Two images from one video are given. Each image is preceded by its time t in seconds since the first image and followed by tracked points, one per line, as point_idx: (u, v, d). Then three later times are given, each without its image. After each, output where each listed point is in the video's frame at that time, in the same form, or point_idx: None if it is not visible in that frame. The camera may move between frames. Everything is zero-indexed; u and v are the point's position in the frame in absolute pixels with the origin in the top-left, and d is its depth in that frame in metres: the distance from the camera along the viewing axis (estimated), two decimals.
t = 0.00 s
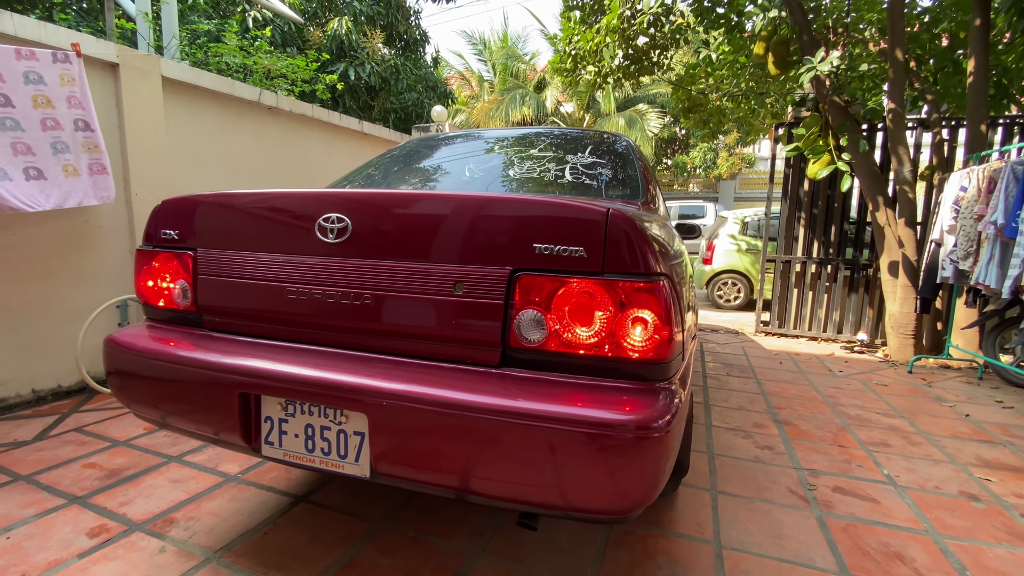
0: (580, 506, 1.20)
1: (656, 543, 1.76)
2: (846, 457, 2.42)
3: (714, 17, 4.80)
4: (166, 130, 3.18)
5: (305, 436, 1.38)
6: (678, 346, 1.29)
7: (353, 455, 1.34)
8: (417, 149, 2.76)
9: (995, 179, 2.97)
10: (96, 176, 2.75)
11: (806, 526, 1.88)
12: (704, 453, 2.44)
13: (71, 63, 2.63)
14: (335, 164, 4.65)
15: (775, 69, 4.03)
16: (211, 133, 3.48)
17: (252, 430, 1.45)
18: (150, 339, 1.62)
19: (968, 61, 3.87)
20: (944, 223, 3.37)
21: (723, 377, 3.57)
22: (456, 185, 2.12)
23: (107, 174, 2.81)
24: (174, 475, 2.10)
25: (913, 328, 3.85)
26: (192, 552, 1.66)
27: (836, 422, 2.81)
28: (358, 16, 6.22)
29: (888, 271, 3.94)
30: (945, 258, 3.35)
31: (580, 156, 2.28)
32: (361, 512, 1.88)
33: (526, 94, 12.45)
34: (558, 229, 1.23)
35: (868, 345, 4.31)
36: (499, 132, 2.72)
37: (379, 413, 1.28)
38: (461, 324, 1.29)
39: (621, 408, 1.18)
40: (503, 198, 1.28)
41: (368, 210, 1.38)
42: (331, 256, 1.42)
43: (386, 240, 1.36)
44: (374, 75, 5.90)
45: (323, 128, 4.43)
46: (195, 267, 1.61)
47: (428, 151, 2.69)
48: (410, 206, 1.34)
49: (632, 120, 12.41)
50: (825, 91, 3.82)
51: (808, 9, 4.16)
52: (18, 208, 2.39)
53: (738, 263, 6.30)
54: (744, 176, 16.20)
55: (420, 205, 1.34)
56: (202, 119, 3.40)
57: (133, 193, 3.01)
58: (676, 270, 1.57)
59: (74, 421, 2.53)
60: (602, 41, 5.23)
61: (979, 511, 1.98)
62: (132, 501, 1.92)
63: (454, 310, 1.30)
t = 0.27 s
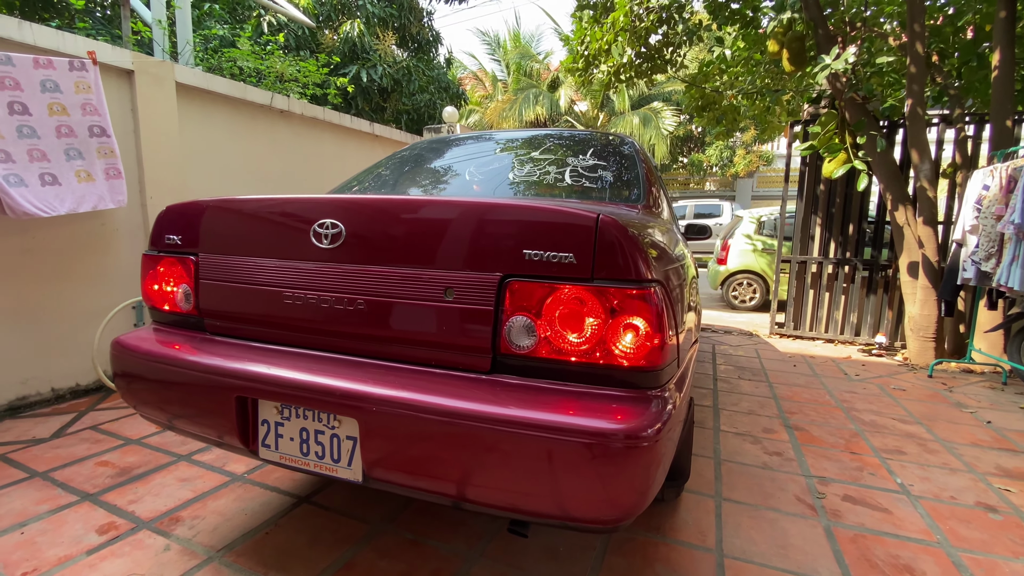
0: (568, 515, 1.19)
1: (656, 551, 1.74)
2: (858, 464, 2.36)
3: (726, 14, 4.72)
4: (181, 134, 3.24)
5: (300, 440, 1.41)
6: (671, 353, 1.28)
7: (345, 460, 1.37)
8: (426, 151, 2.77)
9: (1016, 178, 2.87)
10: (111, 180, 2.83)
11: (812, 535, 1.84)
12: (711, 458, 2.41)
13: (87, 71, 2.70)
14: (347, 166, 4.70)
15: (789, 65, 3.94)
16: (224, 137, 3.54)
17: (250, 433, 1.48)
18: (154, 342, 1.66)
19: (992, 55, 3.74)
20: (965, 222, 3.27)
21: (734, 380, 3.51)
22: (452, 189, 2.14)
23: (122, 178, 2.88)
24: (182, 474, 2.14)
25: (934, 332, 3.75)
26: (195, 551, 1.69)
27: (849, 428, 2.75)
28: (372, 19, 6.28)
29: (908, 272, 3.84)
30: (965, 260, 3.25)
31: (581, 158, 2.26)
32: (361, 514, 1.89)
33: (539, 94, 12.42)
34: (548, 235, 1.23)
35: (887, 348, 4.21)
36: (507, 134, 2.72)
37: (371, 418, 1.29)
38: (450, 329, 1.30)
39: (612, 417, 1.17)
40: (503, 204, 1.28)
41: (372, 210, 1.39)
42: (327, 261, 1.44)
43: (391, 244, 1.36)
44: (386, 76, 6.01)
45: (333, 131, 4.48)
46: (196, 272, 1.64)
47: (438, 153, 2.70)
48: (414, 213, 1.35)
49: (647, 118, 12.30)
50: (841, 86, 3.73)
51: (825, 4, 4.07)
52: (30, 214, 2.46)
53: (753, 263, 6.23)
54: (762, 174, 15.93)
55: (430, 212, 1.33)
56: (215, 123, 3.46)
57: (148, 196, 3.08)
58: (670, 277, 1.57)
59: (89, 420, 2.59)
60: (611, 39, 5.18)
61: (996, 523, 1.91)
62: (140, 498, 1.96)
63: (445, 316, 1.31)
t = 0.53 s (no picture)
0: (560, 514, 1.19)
1: (655, 553, 1.72)
2: (869, 469, 2.31)
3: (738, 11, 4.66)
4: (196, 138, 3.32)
5: (300, 436, 1.43)
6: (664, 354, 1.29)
7: (344, 456, 1.38)
8: (432, 151, 2.81)
9: None
10: (122, 184, 2.89)
11: (817, 541, 1.80)
12: (717, 461, 2.38)
13: (104, 77, 2.78)
14: (359, 167, 4.76)
15: (804, 62, 3.87)
16: (238, 141, 3.61)
17: (252, 429, 1.51)
18: (164, 340, 1.70)
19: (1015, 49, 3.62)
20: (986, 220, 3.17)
21: (745, 382, 3.47)
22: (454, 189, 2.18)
23: (133, 182, 2.95)
24: (192, 470, 2.19)
25: (954, 334, 3.65)
26: (200, 545, 1.73)
27: (861, 432, 2.69)
28: (385, 21, 6.36)
29: (927, 273, 3.75)
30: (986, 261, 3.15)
31: (583, 159, 2.27)
32: (364, 512, 1.92)
33: (553, 93, 12.40)
34: (541, 235, 1.24)
35: (906, 350, 4.11)
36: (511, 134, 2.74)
37: (367, 416, 1.31)
38: (444, 329, 1.31)
39: (604, 417, 1.17)
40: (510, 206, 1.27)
41: (380, 212, 1.40)
42: (325, 262, 1.47)
43: (402, 245, 1.36)
44: (399, 78, 6.13)
45: (345, 132, 4.52)
46: (203, 273, 1.68)
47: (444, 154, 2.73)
48: (425, 213, 1.35)
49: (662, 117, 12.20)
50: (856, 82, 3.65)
51: None
52: (40, 219, 2.56)
53: (769, 264, 6.16)
54: (781, 172, 15.70)
55: (439, 212, 1.33)
56: (229, 125, 3.53)
57: (164, 198, 3.16)
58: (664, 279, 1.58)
59: (106, 416, 2.67)
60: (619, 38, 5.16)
61: (1010, 532, 1.85)
62: (151, 493, 2.01)
63: (439, 316, 1.32)
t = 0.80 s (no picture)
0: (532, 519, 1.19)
1: (642, 559, 1.71)
2: (871, 476, 2.26)
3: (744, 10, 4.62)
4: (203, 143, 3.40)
5: (284, 438, 1.46)
6: (638, 361, 1.29)
7: (325, 458, 1.41)
8: (432, 153, 2.85)
9: None
10: (132, 188, 2.98)
11: (809, 549, 1.77)
12: (714, 466, 2.35)
13: (113, 83, 2.86)
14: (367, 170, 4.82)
15: (813, 61, 3.81)
16: (246, 146, 3.70)
17: (239, 429, 1.54)
18: (159, 341, 1.74)
19: None
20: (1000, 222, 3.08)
21: (749, 386, 3.42)
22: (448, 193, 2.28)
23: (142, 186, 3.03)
24: (192, 468, 2.23)
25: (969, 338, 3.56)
26: (194, 542, 1.77)
27: (865, 439, 2.64)
28: (394, 25, 6.47)
29: (941, 276, 3.67)
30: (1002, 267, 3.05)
31: (574, 163, 2.35)
32: (355, 512, 1.94)
33: (565, 93, 12.39)
34: (516, 242, 1.25)
35: (919, 354, 4.01)
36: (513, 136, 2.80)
37: (346, 419, 1.33)
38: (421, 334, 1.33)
39: (578, 423, 1.17)
40: (506, 215, 1.27)
41: (381, 217, 1.40)
42: (310, 267, 1.49)
43: (404, 248, 1.36)
44: (407, 82, 6.24)
45: (353, 135, 4.59)
46: (195, 277, 1.71)
47: (442, 157, 2.76)
48: (425, 218, 1.35)
49: (675, 116, 12.12)
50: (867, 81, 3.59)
51: None
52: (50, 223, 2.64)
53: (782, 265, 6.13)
54: (798, 171, 15.47)
55: (438, 217, 1.33)
56: (237, 129, 3.61)
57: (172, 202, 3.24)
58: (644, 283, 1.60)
59: (115, 414, 2.74)
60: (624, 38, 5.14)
61: (1012, 544, 1.80)
62: (151, 490, 2.06)
63: (416, 320, 1.34)
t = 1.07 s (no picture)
0: (504, 527, 1.19)
1: (628, 568, 1.69)
2: (869, 486, 2.22)
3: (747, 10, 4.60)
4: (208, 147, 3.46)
5: (265, 441, 1.48)
6: (614, 369, 1.29)
7: (304, 463, 1.42)
8: (432, 155, 2.87)
9: None
10: (148, 187, 3.05)
11: (800, 560, 1.74)
12: (709, 473, 2.32)
13: (120, 89, 2.92)
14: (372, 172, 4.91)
15: (819, 61, 3.78)
16: (250, 149, 3.76)
17: (223, 433, 1.56)
18: (152, 344, 1.77)
19: None
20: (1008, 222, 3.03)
21: (751, 392, 3.39)
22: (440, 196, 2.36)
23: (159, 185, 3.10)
24: (188, 468, 2.27)
25: (979, 345, 3.59)
26: (183, 542, 1.79)
27: (866, 447, 2.59)
28: (400, 28, 6.67)
29: (952, 280, 3.67)
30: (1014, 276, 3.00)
31: (564, 168, 2.42)
32: (344, 515, 1.95)
33: (574, 94, 12.40)
34: (491, 249, 1.26)
35: (929, 360, 4.01)
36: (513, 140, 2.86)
37: (324, 423, 1.34)
38: (397, 340, 1.34)
39: (552, 431, 1.17)
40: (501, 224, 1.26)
41: (380, 222, 1.38)
42: (292, 272, 1.51)
43: (403, 253, 1.34)
44: (413, 84, 6.43)
45: (358, 138, 4.68)
46: (184, 280, 1.75)
47: (440, 160, 2.78)
48: (423, 223, 1.33)
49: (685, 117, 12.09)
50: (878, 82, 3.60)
51: None
52: (62, 224, 2.69)
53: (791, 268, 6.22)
54: (811, 172, 15.31)
55: (435, 223, 1.32)
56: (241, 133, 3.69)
57: (177, 204, 3.29)
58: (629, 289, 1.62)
59: (118, 414, 2.81)
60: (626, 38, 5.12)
61: (1011, 558, 1.75)
62: (146, 490, 2.09)
63: (392, 326, 1.35)
